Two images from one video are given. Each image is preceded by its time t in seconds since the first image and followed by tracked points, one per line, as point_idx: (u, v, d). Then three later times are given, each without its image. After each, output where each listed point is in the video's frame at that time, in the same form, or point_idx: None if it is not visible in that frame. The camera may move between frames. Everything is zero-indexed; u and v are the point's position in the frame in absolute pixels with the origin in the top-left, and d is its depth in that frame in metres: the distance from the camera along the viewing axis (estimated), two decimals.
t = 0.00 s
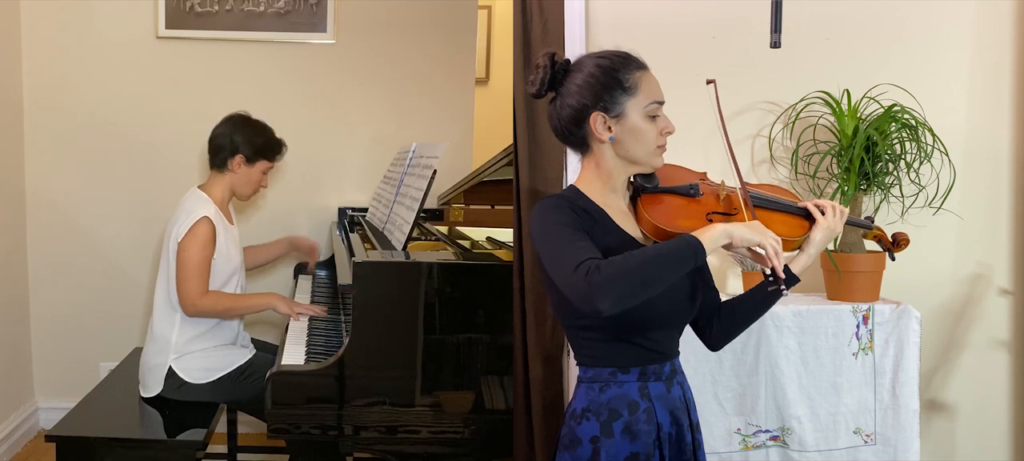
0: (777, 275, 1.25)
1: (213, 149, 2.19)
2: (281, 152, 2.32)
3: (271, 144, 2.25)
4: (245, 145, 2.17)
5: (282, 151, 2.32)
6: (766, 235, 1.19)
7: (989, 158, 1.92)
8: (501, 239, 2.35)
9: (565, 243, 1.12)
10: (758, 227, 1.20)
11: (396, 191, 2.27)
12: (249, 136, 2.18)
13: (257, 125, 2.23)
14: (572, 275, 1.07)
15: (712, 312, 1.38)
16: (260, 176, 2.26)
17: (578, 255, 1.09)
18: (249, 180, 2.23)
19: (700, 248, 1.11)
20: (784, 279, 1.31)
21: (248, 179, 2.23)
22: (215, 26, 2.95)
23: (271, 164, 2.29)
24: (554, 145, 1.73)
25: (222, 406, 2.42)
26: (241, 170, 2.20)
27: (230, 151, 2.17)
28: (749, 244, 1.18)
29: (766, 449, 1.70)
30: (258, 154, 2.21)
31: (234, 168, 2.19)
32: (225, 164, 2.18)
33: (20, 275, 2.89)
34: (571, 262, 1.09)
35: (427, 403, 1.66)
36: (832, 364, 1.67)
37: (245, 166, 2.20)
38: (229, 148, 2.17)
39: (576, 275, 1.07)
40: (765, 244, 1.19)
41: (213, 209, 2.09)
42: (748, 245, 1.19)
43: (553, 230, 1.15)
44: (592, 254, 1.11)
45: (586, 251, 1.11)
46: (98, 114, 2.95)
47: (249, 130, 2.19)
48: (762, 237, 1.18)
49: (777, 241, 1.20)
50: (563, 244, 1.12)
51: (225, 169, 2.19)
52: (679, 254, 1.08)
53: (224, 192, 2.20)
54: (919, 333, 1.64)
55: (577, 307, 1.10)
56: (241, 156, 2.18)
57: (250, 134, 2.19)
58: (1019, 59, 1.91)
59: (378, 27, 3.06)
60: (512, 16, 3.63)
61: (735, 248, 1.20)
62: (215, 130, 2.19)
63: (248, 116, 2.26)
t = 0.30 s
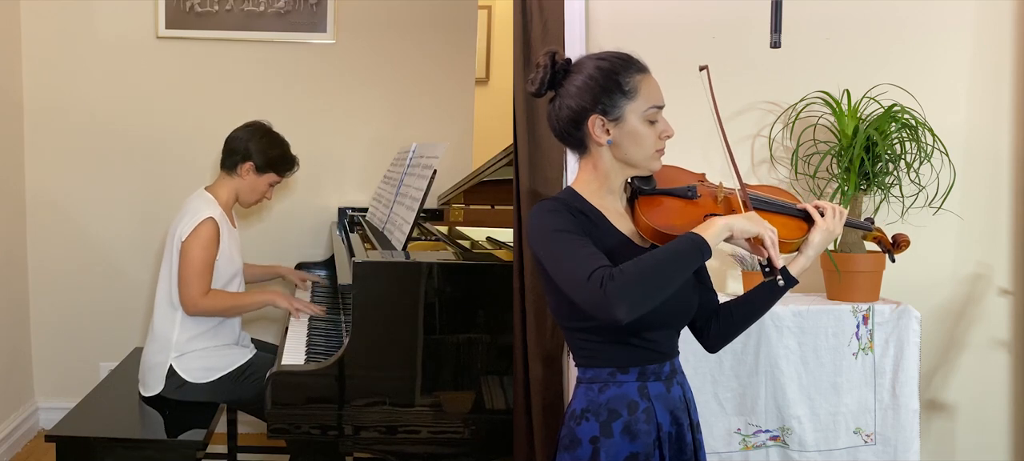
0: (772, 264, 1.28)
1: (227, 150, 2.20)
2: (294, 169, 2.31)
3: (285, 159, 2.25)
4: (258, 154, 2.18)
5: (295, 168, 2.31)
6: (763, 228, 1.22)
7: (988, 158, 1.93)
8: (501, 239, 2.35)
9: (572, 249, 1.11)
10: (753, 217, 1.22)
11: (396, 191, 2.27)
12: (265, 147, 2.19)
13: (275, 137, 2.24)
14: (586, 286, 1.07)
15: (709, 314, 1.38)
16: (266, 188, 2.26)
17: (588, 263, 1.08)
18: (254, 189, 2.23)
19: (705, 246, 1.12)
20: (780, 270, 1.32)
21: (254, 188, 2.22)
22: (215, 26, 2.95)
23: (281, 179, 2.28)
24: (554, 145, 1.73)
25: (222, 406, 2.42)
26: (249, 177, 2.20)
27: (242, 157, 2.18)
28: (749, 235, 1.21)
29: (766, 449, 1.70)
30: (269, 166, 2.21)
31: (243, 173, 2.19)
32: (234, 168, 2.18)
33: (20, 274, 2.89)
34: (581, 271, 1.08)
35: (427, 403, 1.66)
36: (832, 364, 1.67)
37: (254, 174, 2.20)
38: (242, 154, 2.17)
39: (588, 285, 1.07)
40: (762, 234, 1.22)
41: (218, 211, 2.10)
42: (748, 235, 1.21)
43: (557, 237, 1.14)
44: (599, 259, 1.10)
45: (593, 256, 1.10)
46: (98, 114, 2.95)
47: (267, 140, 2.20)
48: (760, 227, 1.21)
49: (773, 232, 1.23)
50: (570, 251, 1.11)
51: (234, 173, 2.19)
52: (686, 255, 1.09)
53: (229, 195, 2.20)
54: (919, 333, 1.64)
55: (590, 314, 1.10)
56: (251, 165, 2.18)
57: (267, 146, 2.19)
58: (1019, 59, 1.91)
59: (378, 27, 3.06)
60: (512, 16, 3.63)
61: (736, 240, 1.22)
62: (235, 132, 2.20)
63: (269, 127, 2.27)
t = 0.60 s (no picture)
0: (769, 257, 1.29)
1: (214, 147, 2.21)
2: (281, 160, 2.30)
3: (271, 151, 2.24)
4: (243, 145, 2.17)
5: (283, 157, 2.29)
6: (761, 216, 1.24)
7: (988, 159, 1.92)
8: (501, 239, 2.35)
9: (577, 249, 1.11)
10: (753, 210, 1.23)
11: (396, 191, 2.27)
12: (250, 138, 2.19)
13: (260, 130, 2.24)
14: (595, 287, 1.07)
15: (710, 313, 1.38)
16: (255, 180, 2.25)
17: (595, 264, 1.08)
18: (243, 182, 2.22)
19: (710, 242, 1.12)
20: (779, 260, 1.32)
21: (242, 180, 2.22)
22: (215, 26, 2.95)
23: (268, 170, 2.27)
24: (554, 145, 1.73)
25: (222, 406, 2.42)
26: (235, 170, 2.20)
27: (226, 150, 2.18)
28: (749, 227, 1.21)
29: (766, 449, 1.70)
30: (255, 157, 2.20)
31: (229, 167, 2.19)
32: (221, 163, 2.19)
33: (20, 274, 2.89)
34: (589, 272, 1.08)
35: (427, 403, 1.66)
36: (832, 364, 1.67)
37: (240, 167, 2.20)
38: (226, 147, 2.18)
39: (598, 285, 1.07)
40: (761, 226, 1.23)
41: (216, 206, 2.12)
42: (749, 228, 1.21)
43: (561, 237, 1.13)
44: (605, 259, 1.10)
45: (599, 256, 1.10)
46: (99, 114, 2.95)
47: (251, 132, 2.20)
48: (759, 219, 1.22)
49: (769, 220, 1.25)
50: (575, 251, 1.11)
51: (221, 168, 2.19)
52: (691, 252, 1.10)
53: (223, 194, 2.21)
54: (919, 333, 1.64)
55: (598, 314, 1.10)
56: (235, 156, 2.18)
57: (249, 137, 2.18)
58: (1019, 59, 1.91)
59: (377, 27, 3.06)
60: (512, 16, 3.63)
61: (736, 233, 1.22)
62: (220, 129, 2.21)
63: (254, 121, 2.27)
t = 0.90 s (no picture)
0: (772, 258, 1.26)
1: (186, 146, 2.23)
2: (254, 136, 2.30)
3: (240, 131, 2.24)
4: (212, 135, 2.19)
5: (254, 134, 2.29)
6: (764, 226, 1.22)
7: (988, 159, 1.92)
8: (501, 239, 2.35)
9: (573, 253, 1.11)
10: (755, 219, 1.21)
11: (396, 191, 2.27)
12: (215, 126, 2.19)
13: (224, 115, 2.24)
14: (589, 292, 1.07)
15: (709, 313, 1.38)
16: (235, 166, 2.26)
17: (590, 269, 1.08)
18: (223, 171, 2.23)
19: (707, 251, 1.11)
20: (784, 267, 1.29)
21: (222, 170, 2.23)
22: (215, 26, 2.95)
23: (244, 151, 2.27)
24: (554, 145, 1.72)
25: (222, 406, 2.42)
26: (212, 162, 2.21)
27: (197, 145, 2.20)
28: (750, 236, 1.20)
29: (766, 449, 1.70)
30: (227, 143, 2.20)
31: (205, 160, 2.21)
32: (197, 159, 2.21)
33: (20, 274, 2.90)
34: (584, 277, 1.08)
35: (427, 404, 1.66)
36: (832, 364, 1.67)
37: (216, 157, 2.21)
38: (196, 142, 2.20)
39: (592, 291, 1.07)
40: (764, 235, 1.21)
41: (203, 200, 2.12)
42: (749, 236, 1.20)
43: (558, 240, 1.14)
44: (602, 263, 1.10)
45: (595, 261, 1.10)
46: (99, 114, 2.95)
47: (216, 120, 2.20)
48: (761, 228, 1.21)
49: (774, 232, 1.22)
50: (571, 254, 1.11)
51: (198, 164, 2.22)
52: (689, 260, 1.09)
53: (210, 190, 2.23)
54: (919, 333, 1.64)
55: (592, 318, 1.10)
56: (207, 147, 2.19)
57: (214, 124, 2.19)
58: (1019, 59, 1.91)
59: (377, 27, 3.06)
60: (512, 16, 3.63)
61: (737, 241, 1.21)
62: (187, 127, 2.23)
63: (216, 110, 2.27)
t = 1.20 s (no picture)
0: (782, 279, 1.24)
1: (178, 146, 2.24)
2: (244, 131, 2.30)
3: (230, 125, 2.23)
4: (202, 131, 2.19)
5: (244, 129, 2.29)
6: (764, 241, 1.17)
7: (988, 159, 1.92)
8: (501, 239, 2.35)
9: (560, 264, 1.12)
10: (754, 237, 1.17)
11: (396, 191, 2.27)
12: (203, 122, 2.20)
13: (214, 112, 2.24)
14: (570, 304, 1.08)
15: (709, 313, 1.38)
16: (228, 160, 2.25)
17: (576, 282, 1.09)
18: (217, 166, 2.23)
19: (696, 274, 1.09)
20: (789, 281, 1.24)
21: (215, 165, 2.23)
22: (215, 26, 2.95)
23: (236, 146, 2.27)
24: (554, 146, 1.73)
25: (222, 406, 2.42)
26: (204, 158, 2.21)
27: (189, 142, 2.20)
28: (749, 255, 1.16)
29: (766, 449, 1.70)
30: (217, 137, 2.20)
31: (197, 157, 2.21)
32: (189, 157, 2.21)
33: (20, 274, 2.90)
34: (568, 290, 1.09)
35: (427, 404, 1.66)
36: (832, 364, 1.67)
37: (207, 152, 2.21)
38: (188, 139, 2.20)
39: (574, 304, 1.08)
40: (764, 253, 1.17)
41: (198, 196, 2.12)
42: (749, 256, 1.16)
43: (549, 248, 1.14)
44: (589, 276, 1.10)
45: (582, 274, 1.10)
46: (99, 114, 2.95)
47: (204, 117, 2.21)
48: (760, 245, 1.16)
49: (777, 244, 1.18)
50: (559, 265, 1.12)
51: (191, 162, 2.22)
52: (676, 281, 1.07)
53: (205, 187, 2.23)
54: (919, 332, 1.64)
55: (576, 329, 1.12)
56: (199, 143, 2.20)
57: (203, 121, 2.20)
58: (1019, 59, 1.91)
59: (377, 26, 3.06)
60: (512, 16, 3.63)
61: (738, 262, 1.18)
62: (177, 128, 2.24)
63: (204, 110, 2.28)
